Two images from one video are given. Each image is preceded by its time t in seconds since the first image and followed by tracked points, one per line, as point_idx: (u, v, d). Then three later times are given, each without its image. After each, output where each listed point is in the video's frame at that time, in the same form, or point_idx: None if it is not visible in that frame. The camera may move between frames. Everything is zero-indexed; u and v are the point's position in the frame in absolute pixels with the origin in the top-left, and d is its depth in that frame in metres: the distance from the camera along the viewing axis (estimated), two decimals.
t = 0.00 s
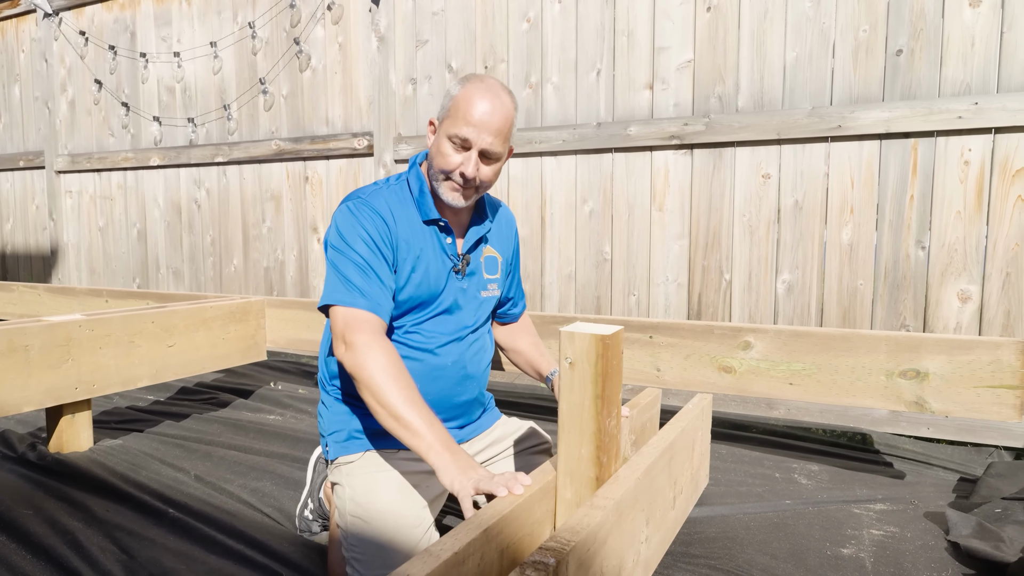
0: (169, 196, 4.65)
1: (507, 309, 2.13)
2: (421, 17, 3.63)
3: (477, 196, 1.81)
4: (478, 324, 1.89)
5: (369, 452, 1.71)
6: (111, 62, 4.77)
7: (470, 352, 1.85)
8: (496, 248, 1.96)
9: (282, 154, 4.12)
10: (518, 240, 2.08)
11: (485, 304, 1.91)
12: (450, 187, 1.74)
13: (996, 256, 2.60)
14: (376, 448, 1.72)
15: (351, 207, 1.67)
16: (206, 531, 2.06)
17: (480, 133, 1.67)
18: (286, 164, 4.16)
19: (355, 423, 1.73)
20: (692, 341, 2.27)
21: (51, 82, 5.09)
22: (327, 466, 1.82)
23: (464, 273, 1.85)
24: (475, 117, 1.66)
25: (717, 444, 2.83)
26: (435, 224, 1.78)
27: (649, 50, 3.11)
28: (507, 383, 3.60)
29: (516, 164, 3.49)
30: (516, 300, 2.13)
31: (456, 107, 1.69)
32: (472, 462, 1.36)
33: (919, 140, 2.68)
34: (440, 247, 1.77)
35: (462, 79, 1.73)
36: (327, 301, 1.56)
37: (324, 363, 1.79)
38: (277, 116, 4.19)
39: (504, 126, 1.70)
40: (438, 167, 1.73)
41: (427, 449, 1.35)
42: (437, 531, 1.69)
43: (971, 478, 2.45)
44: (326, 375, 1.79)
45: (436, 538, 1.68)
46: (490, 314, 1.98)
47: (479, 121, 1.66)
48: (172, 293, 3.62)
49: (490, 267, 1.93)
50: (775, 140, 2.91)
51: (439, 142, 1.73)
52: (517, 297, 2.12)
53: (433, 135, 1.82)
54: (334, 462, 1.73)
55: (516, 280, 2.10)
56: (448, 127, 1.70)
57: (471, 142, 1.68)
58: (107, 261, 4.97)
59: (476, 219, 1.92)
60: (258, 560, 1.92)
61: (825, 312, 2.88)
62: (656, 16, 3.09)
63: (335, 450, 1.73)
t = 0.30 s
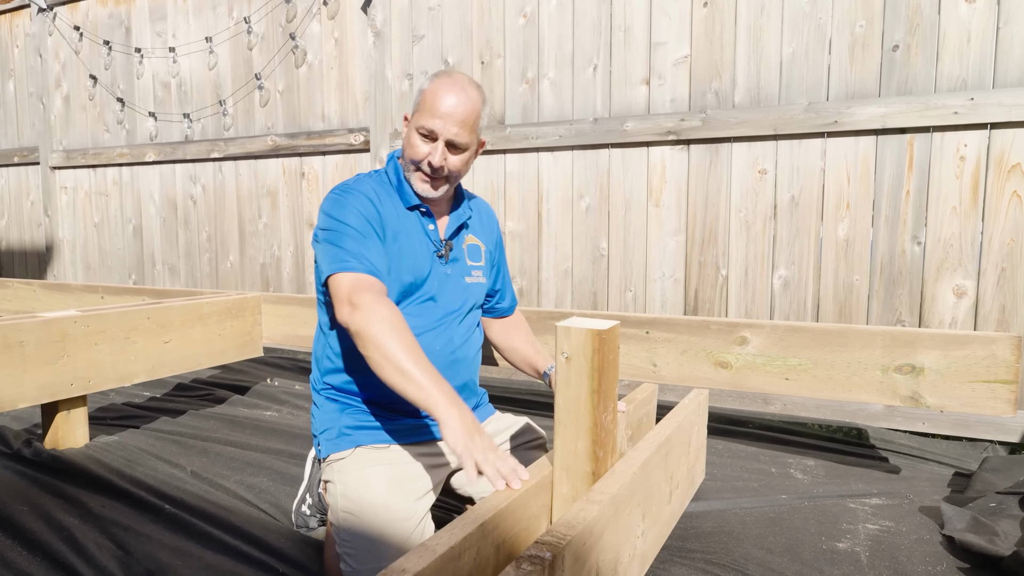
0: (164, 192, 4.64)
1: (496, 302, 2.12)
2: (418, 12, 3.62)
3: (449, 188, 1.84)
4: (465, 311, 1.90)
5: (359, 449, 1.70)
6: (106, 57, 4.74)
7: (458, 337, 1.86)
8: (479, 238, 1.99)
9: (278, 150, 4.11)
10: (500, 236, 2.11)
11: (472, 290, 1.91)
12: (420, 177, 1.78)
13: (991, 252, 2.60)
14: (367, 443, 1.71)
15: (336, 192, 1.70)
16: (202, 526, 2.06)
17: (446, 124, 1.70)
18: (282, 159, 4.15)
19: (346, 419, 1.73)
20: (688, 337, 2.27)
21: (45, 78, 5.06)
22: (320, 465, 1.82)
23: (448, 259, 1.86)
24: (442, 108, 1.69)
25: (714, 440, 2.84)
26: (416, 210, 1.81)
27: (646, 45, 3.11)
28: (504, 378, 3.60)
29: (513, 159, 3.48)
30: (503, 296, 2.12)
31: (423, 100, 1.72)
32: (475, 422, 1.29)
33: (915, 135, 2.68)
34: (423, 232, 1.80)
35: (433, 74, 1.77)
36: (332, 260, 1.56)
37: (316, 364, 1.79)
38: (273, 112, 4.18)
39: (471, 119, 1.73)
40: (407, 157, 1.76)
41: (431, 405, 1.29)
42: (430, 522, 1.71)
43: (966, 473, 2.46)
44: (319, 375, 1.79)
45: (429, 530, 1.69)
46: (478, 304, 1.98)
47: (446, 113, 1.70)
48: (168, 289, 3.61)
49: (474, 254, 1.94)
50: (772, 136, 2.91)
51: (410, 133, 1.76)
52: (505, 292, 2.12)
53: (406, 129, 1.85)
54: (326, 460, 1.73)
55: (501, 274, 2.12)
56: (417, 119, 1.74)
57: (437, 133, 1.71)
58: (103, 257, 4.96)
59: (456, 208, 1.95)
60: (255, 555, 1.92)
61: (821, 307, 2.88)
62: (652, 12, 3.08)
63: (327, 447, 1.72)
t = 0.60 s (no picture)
0: (160, 187, 4.62)
1: (474, 296, 2.16)
2: (414, 7, 3.61)
3: (427, 180, 1.88)
4: (450, 298, 1.90)
5: (353, 446, 1.70)
6: (101, 52, 4.72)
7: (445, 323, 1.86)
8: (456, 228, 2.00)
9: (274, 146, 4.09)
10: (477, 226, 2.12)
11: (454, 278, 1.90)
12: (399, 171, 1.81)
13: (987, 248, 2.60)
14: (360, 440, 1.70)
15: (300, 202, 1.69)
16: (198, 522, 2.06)
17: (419, 115, 1.78)
18: (278, 155, 4.14)
19: (338, 417, 1.73)
20: (685, 332, 2.27)
21: (40, 73, 5.04)
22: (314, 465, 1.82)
23: (428, 248, 1.86)
24: (413, 101, 1.77)
25: (710, 435, 2.84)
26: (390, 203, 1.82)
27: (643, 40, 3.10)
28: (500, 374, 3.60)
29: (509, 155, 3.47)
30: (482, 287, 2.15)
31: (392, 96, 1.79)
32: (444, 361, 1.35)
33: (911, 131, 2.68)
34: (400, 224, 1.80)
35: (396, 75, 1.85)
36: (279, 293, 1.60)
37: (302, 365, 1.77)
38: (269, 108, 4.16)
39: (440, 108, 1.82)
40: (384, 153, 1.80)
41: (396, 362, 1.37)
42: (426, 517, 1.70)
43: (962, 468, 2.46)
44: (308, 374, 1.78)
45: (425, 525, 1.69)
46: (461, 292, 1.98)
47: (417, 104, 1.78)
48: (163, 285, 3.60)
49: (453, 244, 1.95)
50: (768, 132, 2.91)
51: (383, 131, 1.82)
52: (484, 285, 2.16)
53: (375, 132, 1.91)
54: (320, 459, 1.72)
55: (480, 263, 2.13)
56: (389, 116, 1.80)
57: (412, 124, 1.78)
58: (98, 253, 4.94)
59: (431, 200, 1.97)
60: (251, 551, 1.92)
61: (817, 303, 2.89)
62: (649, 7, 3.07)
63: (320, 445, 1.72)
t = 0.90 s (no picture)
0: (157, 183, 4.61)
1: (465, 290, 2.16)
2: (412, 1, 3.60)
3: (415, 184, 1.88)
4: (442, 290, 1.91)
5: (351, 441, 1.69)
6: (98, 47, 4.70)
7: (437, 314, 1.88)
8: (445, 225, 2.00)
9: (272, 141, 4.08)
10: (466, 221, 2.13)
11: (446, 272, 1.90)
12: (388, 175, 1.80)
13: (986, 244, 2.61)
14: (359, 435, 1.70)
15: (290, 202, 1.72)
16: (197, 518, 2.06)
17: (410, 122, 1.77)
18: (276, 150, 4.13)
19: (336, 413, 1.73)
20: (683, 328, 2.26)
21: (37, 68, 5.02)
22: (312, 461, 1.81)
23: (417, 244, 1.86)
24: (404, 108, 1.77)
25: (708, 431, 2.84)
26: (378, 201, 1.83)
27: (642, 35, 3.09)
28: (499, 370, 3.60)
29: (508, 150, 3.47)
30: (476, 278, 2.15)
31: (383, 102, 1.79)
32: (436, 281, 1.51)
33: (911, 127, 2.68)
34: (389, 221, 1.81)
35: (386, 79, 1.84)
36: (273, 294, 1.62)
37: (300, 363, 1.82)
38: (267, 103, 4.15)
39: (430, 115, 1.82)
40: (374, 158, 1.80)
41: (396, 294, 1.50)
42: (425, 513, 1.70)
43: (960, 464, 2.47)
44: (306, 372, 1.82)
45: (423, 521, 1.68)
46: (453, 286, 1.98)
47: (407, 111, 1.77)
48: (161, 281, 3.59)
49: (442, 240, 1.95)
50: (767, 127, 2.91)
51: (373, 136, 1.81)
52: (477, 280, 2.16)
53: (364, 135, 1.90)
54: (318, 455, 1.71)
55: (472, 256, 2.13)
56: (379, 121, 1.79)
57: (402, 131, 1.78)
58: (96, 249, 4.93)
59: (419, 198, 1.98)
60: (250, 547, 1.92)
61: (816, 299, 2.89)
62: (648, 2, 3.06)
63: (319, 441, 1.71)
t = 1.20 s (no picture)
0: (158, 180, 4.61)
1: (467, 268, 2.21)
2: None
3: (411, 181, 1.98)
4: (439, 281, 1.94)
5: (354, 437, 1.69)
6: (99, 44, 4.70)
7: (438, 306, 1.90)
8: (438, 216, 2.07)
9: (273, 138, 4.08)
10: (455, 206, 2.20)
11: (442, 264, 1.97)
12: (388, 175, 1.89)
13: (987, 242, 2.60)
14: (362, 432, 1.70)
15: (296, 185, 1.82)
16: (198, 515, 2.06)
17: (410, 124, 1.83)
18: (276, 148, 4.12)
19: (339, 410, 1.74)
20: (684, 326, 2.26)
21: (38, 65, 5.02)
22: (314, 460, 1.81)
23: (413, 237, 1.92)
24: (404, 111, 1.82)
25: (709, 428, 2.85)
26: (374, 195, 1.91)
27: (643, 33, 3.09)
28: (499, 367, 3.60)
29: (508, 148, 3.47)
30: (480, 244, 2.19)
31: (384, 103, 1.84)
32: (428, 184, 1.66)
33: (912, 124, 2.67)
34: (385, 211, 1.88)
35: (384, 79, 1.89)
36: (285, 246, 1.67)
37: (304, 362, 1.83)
38: (267, 100, 4.14)
39: (429, 117, 1.88)
40: (374, 158, 1.87)
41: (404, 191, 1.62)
42: (427, 511, 1.70)
43: (960, 461, 2.47)
44: (310, 370, 1.82)
45: (426, 518, 1.69)
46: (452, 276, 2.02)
47: (407, 113, 1.83)
48: (162, 278, 3.59)
49: (435, 231, 2.01)
50: (768, 125, 2.90)
51: (372, 136, 1.88)
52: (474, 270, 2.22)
53: (363, 132, 1.96)
54: (321, 451, 1.72)
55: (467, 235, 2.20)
56: (379, 123, 1.85)
57: (403, 133, 1.84)
58: (97, 246, 4.93)
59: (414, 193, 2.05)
60: (251, 544, 1.93)
61: (816, 297, 2.89)
62: None
63: (321, 438, 1.72)
